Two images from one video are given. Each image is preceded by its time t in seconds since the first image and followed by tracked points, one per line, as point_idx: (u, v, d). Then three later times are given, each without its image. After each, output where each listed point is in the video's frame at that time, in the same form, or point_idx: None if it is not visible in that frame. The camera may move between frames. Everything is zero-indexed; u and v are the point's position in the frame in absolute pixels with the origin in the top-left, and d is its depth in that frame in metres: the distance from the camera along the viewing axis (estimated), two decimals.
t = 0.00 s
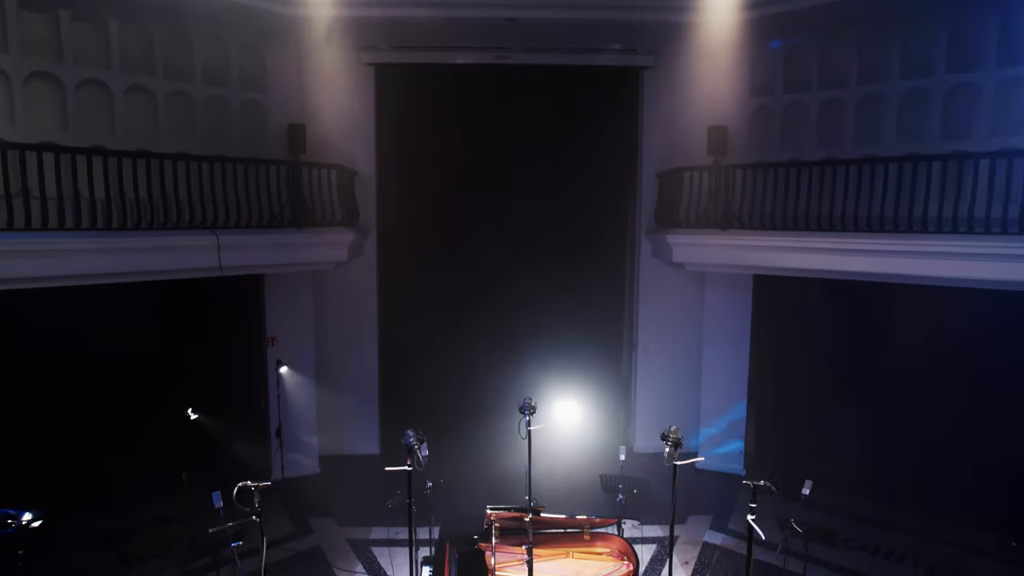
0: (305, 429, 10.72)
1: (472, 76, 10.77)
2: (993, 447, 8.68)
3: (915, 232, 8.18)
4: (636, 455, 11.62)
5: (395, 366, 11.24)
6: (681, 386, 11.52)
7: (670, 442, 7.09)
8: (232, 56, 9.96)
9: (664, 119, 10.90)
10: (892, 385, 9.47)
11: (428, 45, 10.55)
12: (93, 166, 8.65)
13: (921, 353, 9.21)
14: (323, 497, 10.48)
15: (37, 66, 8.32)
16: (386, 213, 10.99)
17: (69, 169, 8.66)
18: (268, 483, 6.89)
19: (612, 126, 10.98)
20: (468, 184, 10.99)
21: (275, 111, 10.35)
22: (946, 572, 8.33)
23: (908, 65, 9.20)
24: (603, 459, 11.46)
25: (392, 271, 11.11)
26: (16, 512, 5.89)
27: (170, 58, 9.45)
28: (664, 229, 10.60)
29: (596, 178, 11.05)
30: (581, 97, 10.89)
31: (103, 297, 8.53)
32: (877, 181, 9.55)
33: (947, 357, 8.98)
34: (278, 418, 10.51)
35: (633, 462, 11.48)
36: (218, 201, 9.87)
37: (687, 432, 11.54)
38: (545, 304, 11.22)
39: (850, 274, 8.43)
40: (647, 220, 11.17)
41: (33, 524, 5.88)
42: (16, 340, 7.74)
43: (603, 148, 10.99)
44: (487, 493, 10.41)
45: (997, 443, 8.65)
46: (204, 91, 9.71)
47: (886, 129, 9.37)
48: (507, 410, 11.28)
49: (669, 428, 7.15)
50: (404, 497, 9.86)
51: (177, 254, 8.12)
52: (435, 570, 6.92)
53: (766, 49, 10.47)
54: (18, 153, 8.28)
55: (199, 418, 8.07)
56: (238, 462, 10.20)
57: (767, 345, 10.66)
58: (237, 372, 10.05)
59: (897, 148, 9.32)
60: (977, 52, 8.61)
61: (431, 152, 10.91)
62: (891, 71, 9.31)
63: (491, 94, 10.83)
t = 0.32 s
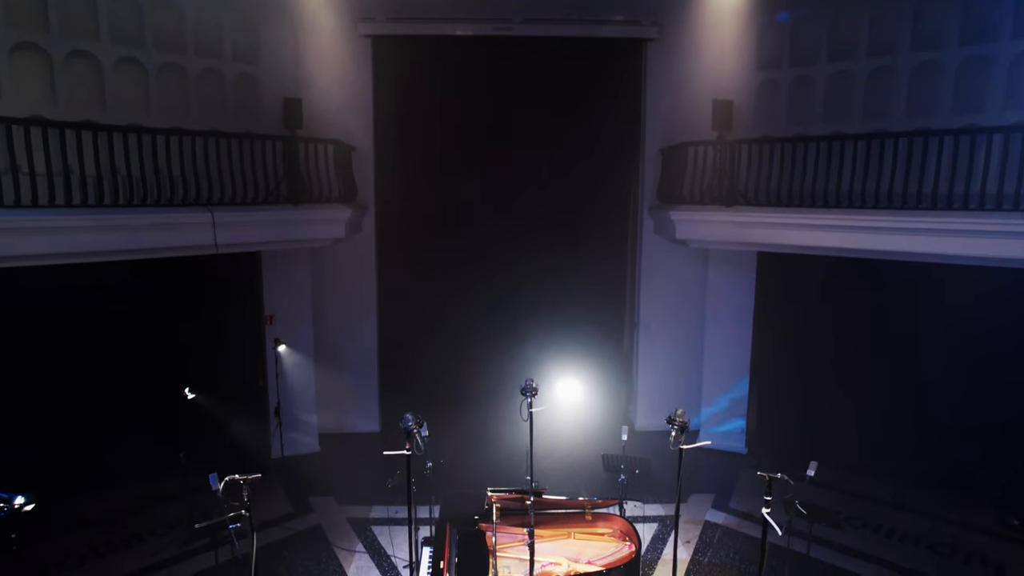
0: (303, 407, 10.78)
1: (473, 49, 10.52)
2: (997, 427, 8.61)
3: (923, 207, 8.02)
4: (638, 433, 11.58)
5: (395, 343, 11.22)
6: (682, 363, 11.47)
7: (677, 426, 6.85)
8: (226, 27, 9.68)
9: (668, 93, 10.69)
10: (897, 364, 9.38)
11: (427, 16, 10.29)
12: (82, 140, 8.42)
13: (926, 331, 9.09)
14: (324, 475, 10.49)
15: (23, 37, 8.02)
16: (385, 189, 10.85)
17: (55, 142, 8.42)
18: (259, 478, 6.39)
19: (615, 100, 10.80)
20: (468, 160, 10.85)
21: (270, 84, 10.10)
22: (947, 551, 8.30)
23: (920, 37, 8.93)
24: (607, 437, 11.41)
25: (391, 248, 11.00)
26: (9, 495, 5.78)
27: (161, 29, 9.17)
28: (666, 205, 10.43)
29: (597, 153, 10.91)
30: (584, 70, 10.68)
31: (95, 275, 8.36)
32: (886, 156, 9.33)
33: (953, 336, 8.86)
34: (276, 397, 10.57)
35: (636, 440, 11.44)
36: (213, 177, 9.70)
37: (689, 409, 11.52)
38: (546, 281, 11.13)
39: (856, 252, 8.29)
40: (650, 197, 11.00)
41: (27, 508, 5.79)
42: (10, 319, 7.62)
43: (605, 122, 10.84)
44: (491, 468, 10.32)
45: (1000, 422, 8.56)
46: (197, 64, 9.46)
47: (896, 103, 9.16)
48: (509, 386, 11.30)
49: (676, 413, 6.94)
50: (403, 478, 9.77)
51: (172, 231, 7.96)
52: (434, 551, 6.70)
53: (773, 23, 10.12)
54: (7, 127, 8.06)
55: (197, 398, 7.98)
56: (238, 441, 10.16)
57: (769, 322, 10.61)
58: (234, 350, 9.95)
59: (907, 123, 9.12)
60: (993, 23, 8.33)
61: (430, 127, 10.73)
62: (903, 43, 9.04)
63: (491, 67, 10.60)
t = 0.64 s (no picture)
0: (302, 387, 10.74)
1: (472, 21, 10.27)
2: (1002, 407, 8.51)
3: (933, 184, 7.86)
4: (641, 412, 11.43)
5: (395, 321, 11.16)
6: (684, 342, 11.37)
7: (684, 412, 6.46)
8: None
9: (673, 66, 10.44)
10: (902, 343, 9.25)
11: None
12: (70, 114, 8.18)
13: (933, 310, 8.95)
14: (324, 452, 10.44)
15: (7, 8, 7.76)
16: (383, 165, 10.65)
17: (42, 116, 8.17)
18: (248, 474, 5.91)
19: (616, 73, 10.58)
20: (467, 135, 10.63)
21: (264, 58, 9.79)
22: (950, 531, 8.28)
23: (934, 7, 8.64)
24: (609, 417, 11.36)
25: (389, 225, 10.84)
26: None
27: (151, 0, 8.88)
28: (670, 181, 10.23)
29: (599, 128, 10.72)
30: (586, 43, 10.45)
31: (86, 253, 8.18)
32: (896, 130, 9.11)
33: (959, 315, 8.73)
34: (275, 376, 10.54)
35: (640, 419, 11.30)
36: (207, 153, 9.48)
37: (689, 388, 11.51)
38: (546, 258, 11.04)
39: (864, 229, 8.12)
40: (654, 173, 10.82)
41: (18, 494, 5.67)
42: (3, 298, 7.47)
43: (608, 96, 10.64)
44: (492, 446, 10.31)
45: (1007, 402, 8.45)
46: (189, 36, 9.19)
47: (907, 76, 8.92)
48: (510, 364, 11.22)
49: (681, 397, 6.55)
50: (402, 458, 9.68)
51: (165, 208, 7.77)
52: (435, 533, 6.66)
53: None
54: None
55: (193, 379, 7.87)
56: (235, 420, 10.06)
57: (773, 300, 10.46)
58: (230, 329, 9.81)
59: (917, 96, 8.89)
60: None
61: (429, 101, 10.49)
62: (916, 13, 8.76)
63: (490, 39, 10.34)
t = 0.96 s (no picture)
0: (302, 366, 10.66)
1: None
2: (1010, 389, 8.39)
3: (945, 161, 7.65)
4: (642, 391, 11.46)
5: (393, 299, 11.02)
6: (687, 321, 11.28)
7: (692, 398, 6.31)
8: None
9: (677, 39, 10.17)
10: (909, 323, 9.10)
11: None
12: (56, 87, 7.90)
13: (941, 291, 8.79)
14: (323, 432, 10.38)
15: None
16: (380, 141, 10.43)
17: (25, 89, 7.87)
18: (236, 474, 5.68)
19: (620, 46, 10.31)
20: (466, 110, 10.39)
21: (257, 31, 9.52)
22: (954, 514, 8.22)
23: None
24: (611, 395, 11.27)
25: (387, 203, 10.67)
26: None
27: None
28: (674, 158, 10.02)
29: (601, 103, 10.48)
30: (588, 14, 10.16)
31: (77, 231, 7.94)
32: (906, 106, 8.87)
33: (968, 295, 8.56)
34: (274, 355, 10.42)
35: (641, 397, 11.32)
36: (200, 129, 9.24)
37: (690, 367, 11.46)
38: (547, 236, 10.86)
39: (873, 207, 7.93)
40: (657, 149, 10.60)
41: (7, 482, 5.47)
42: None
43: (611, 70, 10.36)
44: (493, 427, 10.25)
45: (1014, 384, 8.33)
46: (179, 8, 8.93)
47: (919, 49, 8.67)
48: (509, 343, 11.17)
49: (690, 384, 6.39)
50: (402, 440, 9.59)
51: (157, 186, 7.55)
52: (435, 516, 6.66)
53: None
54: None
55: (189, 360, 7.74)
56: (233, 401, 9.96)
57: (777, 279, 10.33)
58: (227, 309, 9.67)
59: (929, 70, 8.64)
60: None
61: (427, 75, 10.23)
62: None
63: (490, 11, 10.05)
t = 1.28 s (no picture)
0: (300, 347, 10.48)
1: None
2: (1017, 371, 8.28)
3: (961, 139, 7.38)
4: (644, 372, 11.35)
5: (392, 278, 10.88)
6: (688, 301, 11.13)
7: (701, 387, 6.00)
8: None
9: (683, 11, 9.82)
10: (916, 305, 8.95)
11: None
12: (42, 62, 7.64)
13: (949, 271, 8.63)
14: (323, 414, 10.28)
15: None
16: (378, 118, 10.20)
17: (10, 63, 7.61)
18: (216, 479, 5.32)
19: (623, 20, 10.04)
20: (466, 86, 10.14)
21: (252, 4, 9.25)
22: (959, 496, 8.15)
23: None
24: (613, 376, 11.17)
25: (386, 181, 10.47)
26: None
27: None
28: (679, 135, 9.81)
29: (604, 79, 10.24)
30: None
31: (66, 211, 7.73)
32: (919, 82, 8.64)
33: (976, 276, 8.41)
34: (272, 337, 10.24)
35: (644, 378, 11.22)
36: (193, 105, 8.99)
37: (692, 347, 11.37)
38: (548, 215, 10.71)
39: (882, 186, 7.74)
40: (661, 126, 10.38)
41: None
42: None
43: (613, 46, 10.12)
44: (493, 408, 10.15)
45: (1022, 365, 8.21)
46: None
47: (933, 22, 8.43)
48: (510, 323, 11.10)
49: (700, 371, 6.06)
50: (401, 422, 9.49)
51: (148, 164, 7.31)
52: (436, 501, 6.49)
53: None
54: None
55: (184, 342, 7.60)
56: (230, 383, 9.83)
57: (780, 259, 10.17)
58: (222, 290, 9.51)
59: (943, 45, 8.41)
60: None
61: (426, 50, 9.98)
62: None
63: None
